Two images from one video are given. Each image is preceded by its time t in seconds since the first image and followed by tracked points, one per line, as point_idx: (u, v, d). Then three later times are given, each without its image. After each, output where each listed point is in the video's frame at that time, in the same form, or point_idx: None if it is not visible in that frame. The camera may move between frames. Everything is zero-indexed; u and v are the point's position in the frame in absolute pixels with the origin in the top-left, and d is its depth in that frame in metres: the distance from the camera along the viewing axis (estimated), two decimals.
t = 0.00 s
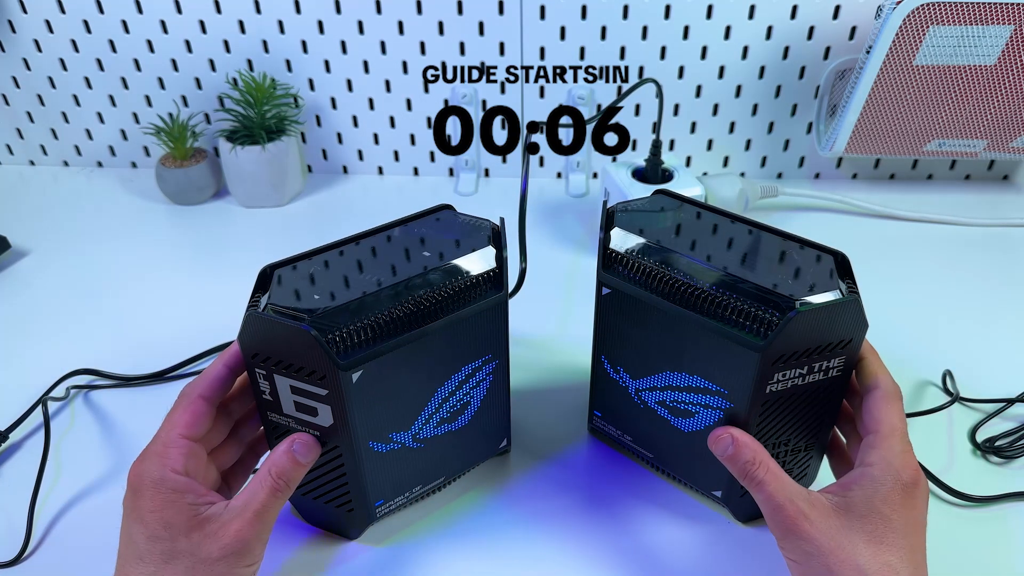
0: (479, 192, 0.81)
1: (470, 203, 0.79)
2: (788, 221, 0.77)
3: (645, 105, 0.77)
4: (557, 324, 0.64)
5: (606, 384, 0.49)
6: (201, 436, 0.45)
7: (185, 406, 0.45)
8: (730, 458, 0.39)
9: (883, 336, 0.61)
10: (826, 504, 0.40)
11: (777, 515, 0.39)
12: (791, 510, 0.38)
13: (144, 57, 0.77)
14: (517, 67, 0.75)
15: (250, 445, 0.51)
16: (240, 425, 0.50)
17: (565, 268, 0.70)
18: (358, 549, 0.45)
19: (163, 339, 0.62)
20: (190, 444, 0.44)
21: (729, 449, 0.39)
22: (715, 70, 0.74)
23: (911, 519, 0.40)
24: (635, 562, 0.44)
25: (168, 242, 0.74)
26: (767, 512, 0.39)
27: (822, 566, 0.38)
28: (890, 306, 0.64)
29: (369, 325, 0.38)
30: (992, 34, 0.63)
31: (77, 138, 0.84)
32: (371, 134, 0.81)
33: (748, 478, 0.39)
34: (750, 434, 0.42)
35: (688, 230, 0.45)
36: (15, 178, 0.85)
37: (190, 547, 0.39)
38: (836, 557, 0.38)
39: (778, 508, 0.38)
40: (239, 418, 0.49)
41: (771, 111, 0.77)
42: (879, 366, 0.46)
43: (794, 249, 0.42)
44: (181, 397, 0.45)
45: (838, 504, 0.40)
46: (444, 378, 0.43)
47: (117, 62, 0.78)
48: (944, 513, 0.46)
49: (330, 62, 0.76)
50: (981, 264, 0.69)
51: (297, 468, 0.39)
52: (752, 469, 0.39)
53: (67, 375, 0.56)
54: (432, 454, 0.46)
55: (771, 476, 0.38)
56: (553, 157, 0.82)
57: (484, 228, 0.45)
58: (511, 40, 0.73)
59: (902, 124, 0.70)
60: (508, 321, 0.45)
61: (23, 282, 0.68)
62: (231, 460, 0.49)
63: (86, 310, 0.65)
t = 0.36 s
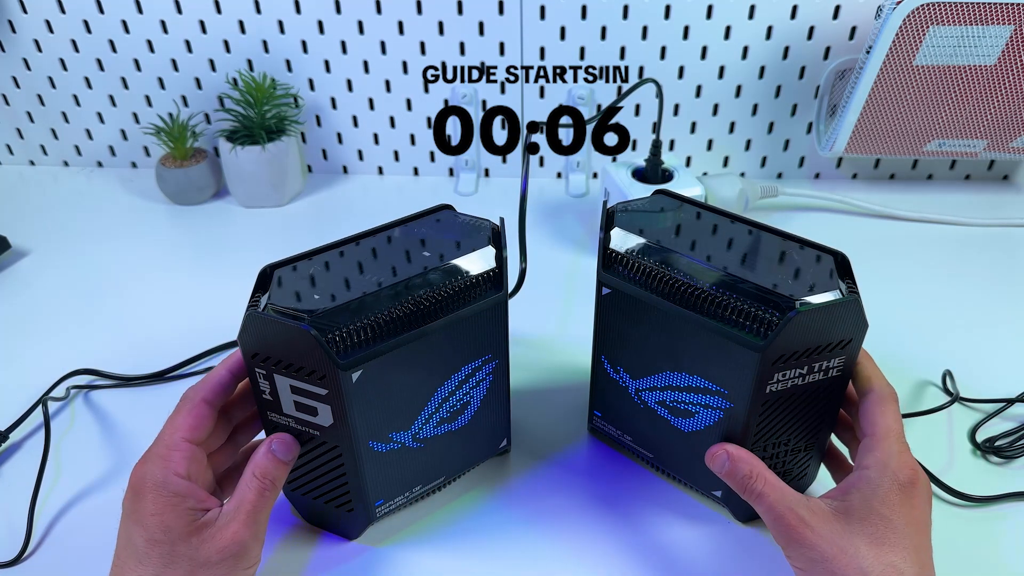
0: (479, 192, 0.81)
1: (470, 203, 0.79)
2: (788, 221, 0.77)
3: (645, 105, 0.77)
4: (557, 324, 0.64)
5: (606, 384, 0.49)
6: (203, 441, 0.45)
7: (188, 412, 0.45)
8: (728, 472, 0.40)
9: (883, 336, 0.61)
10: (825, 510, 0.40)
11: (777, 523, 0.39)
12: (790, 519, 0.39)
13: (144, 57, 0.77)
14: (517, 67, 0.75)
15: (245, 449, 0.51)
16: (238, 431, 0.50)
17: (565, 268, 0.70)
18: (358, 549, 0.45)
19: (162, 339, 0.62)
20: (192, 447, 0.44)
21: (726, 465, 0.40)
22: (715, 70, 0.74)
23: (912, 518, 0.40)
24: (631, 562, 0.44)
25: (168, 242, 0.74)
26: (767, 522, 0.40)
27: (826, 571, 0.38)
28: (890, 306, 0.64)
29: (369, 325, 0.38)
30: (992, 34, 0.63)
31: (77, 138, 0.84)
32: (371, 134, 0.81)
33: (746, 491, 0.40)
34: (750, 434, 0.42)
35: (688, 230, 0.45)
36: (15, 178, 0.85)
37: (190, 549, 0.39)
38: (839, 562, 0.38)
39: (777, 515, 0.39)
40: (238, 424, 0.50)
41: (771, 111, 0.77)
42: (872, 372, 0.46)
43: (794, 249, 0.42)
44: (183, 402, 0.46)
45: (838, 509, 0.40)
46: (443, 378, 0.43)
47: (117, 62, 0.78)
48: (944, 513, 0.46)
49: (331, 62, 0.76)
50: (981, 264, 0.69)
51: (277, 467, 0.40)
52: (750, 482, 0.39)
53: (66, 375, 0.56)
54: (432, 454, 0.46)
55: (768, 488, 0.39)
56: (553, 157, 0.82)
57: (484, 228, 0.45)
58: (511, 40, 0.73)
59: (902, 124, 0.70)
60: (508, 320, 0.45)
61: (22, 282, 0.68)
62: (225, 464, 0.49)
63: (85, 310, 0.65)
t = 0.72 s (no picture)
0: (479, 192, 0.81)
1: (470, 203, 0.79)
2: (788, 221, 0.77)
3: (645, 105, 0.77)
4: (557, 324, 0.64)
5: (606, 384, 0.49)
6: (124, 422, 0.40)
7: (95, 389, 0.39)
8: (721, 468, 0.38)
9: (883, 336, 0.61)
10: (824, 515, 0.40)
11: (774, 526, 0.39)
12: (789, 523, 0.38)
13: (144, 57, 0.77)
14: (517, 67, 0.75)
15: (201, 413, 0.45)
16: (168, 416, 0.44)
17: (565, 268, 0.70)
18: (358, 549, 0.45)
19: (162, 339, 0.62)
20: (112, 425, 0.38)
21: (719, 460, 0.38)
22: (715, 70, 0.74)
23: (911, 526, 0.40)
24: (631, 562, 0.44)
25: (168, 242, 0.74)
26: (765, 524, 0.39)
27: None
28: (890, 306, 0.64)
29: (370, 325, 0.38)
30: (992, 34, 0.63)
31: (77, 138, 0.84)
32: (371, 134, 0.81)
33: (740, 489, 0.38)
34: (751, 434, 0.42)
35: (688, 230, 0.45)
36: (15, 178, 0.85)
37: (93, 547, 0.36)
38: (835, 567, 0.38)
39: (775, 519, 0.38)
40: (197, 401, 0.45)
41: (771, 111, 0.77)
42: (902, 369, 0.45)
43: (794, 249, 0.42)
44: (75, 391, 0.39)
45: (837, 514, 0.40)
46: (444, 378, 0.43)
47: (117, 62, 0.78)
48: (944, 513, 0.46)
49: (331, 62, 0.76)
50: (981, 264, 0.69)
51: (103, 464, 0.34)
52: (743, 479, 0.38)
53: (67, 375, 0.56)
54: (432, 454, 0.46)
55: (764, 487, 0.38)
56: (552, 157, 0.82)
57: (484, 228, 0.45)
58: (511, 40, 0.73)
59: (902, 124, 0.70)
60: (508, 320, 0.45)
61: (22, 282, 0.68)
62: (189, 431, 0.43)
63: (85, 311, 0.65)
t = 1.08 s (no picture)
0: (479, 192, 0.81)
1: (471, 203, 0.79)
2: (788, 221, 0.77)
3: (645, 105, 0.77)
4: (557, 324, 0.64)
5: (606, 384, 0.49)
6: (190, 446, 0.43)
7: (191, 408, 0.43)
8: (722, 472, 0.40)
9: (883, 336, 0.61)
10: (814, 519, 0.40)
11: (766, 530, 0.39)
12: (779, 527, 0.39)
13: (144, 57, 0.77)
14: (517, 67, 0.75)
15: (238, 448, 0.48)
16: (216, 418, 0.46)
17: (565, 268, 0.70)
18: (358, 549, 0.45)
19: (163, 339, 0.62)
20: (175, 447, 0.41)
21: (720, 464, 0.41)
22: (715, 70, 0.74)
23: (902, 528, 0.39)
24: (631, 562, 0.44)
25: (168, 242, 0.74)
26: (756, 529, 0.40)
27: None
28: (890, 306, 0.64)
29: (370, 326, 0.38)
30: (992, 34, 0.63)
31: (77, 138, 0.84)
32: (371, 134, 0.81)
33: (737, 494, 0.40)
34: (751, 434, 0.42)
35: (688, 230, 0.45)
36: (15, 178, 0.85)
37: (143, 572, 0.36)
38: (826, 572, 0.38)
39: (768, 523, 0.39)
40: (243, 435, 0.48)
41: (771, 111, 0.77)
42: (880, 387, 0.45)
43: (794, 249, 0.42)
44: (173, 401, 0.43)
45: (826, 519, 0.40)
46: (444, 378, 0.43)
47: (117, 62, 0.78)
48: (944, 513, 0.46)
49: (330, 62, 0.76)
50: (981, 264, 0.69)
51: (220, 487, 0.34)
52: (742, 484, 0.40)
53: (67, 376, 0.56)
54: (432, 454, 0.46)
55: (760, 492, 0.39)
56: (552, 157, 0.82)
57: (484, 229, 0.45)
58: (511, 40, 0.73)
59: (903, 124, 0.70)
60: (508, 321, 0.45)
61: (22, 283, 0.68)
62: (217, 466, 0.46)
63: (85, 311, 0.65)
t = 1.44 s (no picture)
0: (479, 192, 0.81)
1: (470, 203, 0.79)
2: (788, 221, 0.77)
3: (645, 105, 0.77)
4: (557, 323, 0.64)
5: (606, 384, 0.49)
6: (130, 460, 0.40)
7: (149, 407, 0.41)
8: (811, 425, 0.37)
9: (883, 336, 0.61)
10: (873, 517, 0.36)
11: (820, 508, 0.36)
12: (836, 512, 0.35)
13: (144, 57, 0.77)
14: (517, 67, 0.75)
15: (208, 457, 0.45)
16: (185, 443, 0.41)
17: (564, 268, 0.70)
18: (358, 549, 0.45)
19: (163, 339, 0.62)
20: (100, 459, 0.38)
21: (813, 418, 0.37)
22: (715, 70, 0.74)
23: (962, 559, 0.35)
24: (632, 562, 0.44)
25: (168, 242, 0.74)
26: (812, 503, 0.36)
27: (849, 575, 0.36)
28: (890, 306, 0.64)
29: (369, 326, 0.38)
30: (992, 34, 0.63)
31: (77, 138, 0.84)
32: (371, 134, 0.81)
33: (811, 454, 0.37)
34: (751, 433, 0.42)
35: (688, 230, 0.45)
36: (15, 178, 0.85)
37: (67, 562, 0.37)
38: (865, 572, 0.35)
39: (828, 501, 0.36)
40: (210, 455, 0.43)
41: (771, 111, 0.77)
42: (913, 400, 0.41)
43: (794, 249, 0.42)
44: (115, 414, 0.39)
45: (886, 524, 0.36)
46: (444, 378, 0.43)
47: (117, 62, 0.78)
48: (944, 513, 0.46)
49: (330, 62, 0.76)
50: (981, 264, 0.69)
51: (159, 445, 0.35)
52: (821, 447, 0.36)
53: (67, 376, 0.56)
54: (432, 454, 0.46)
55: (836, 462, 0.36)
56: (552, 157, 0.82)
57: (484, 228, 0.45)
58: (511, 40, 0.73)
59: (903, 124, 0.70)
60: (508, 321, 0.45)
61: (22, 283, 0.68)
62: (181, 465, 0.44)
63: (85, 311, 0.65)
